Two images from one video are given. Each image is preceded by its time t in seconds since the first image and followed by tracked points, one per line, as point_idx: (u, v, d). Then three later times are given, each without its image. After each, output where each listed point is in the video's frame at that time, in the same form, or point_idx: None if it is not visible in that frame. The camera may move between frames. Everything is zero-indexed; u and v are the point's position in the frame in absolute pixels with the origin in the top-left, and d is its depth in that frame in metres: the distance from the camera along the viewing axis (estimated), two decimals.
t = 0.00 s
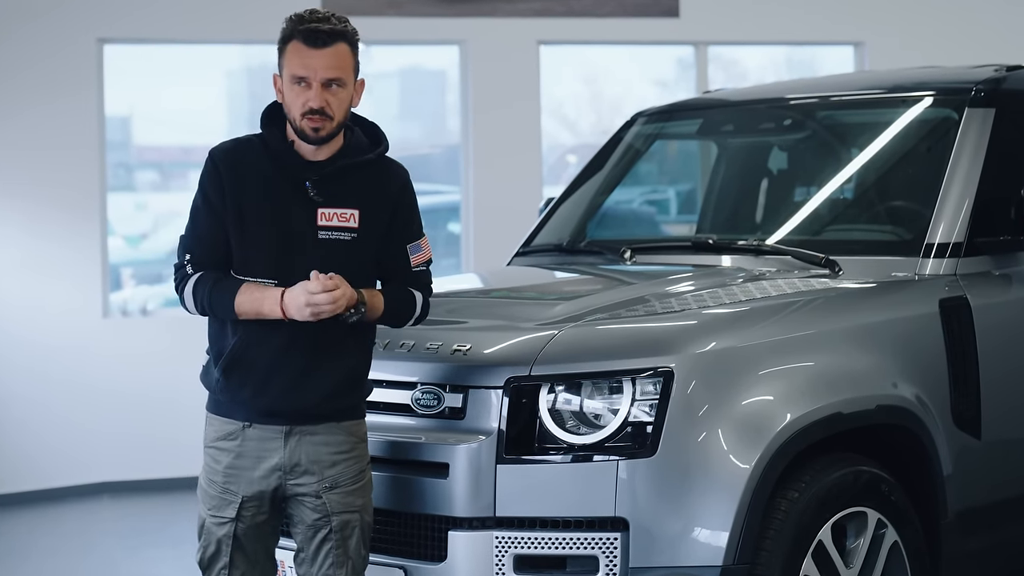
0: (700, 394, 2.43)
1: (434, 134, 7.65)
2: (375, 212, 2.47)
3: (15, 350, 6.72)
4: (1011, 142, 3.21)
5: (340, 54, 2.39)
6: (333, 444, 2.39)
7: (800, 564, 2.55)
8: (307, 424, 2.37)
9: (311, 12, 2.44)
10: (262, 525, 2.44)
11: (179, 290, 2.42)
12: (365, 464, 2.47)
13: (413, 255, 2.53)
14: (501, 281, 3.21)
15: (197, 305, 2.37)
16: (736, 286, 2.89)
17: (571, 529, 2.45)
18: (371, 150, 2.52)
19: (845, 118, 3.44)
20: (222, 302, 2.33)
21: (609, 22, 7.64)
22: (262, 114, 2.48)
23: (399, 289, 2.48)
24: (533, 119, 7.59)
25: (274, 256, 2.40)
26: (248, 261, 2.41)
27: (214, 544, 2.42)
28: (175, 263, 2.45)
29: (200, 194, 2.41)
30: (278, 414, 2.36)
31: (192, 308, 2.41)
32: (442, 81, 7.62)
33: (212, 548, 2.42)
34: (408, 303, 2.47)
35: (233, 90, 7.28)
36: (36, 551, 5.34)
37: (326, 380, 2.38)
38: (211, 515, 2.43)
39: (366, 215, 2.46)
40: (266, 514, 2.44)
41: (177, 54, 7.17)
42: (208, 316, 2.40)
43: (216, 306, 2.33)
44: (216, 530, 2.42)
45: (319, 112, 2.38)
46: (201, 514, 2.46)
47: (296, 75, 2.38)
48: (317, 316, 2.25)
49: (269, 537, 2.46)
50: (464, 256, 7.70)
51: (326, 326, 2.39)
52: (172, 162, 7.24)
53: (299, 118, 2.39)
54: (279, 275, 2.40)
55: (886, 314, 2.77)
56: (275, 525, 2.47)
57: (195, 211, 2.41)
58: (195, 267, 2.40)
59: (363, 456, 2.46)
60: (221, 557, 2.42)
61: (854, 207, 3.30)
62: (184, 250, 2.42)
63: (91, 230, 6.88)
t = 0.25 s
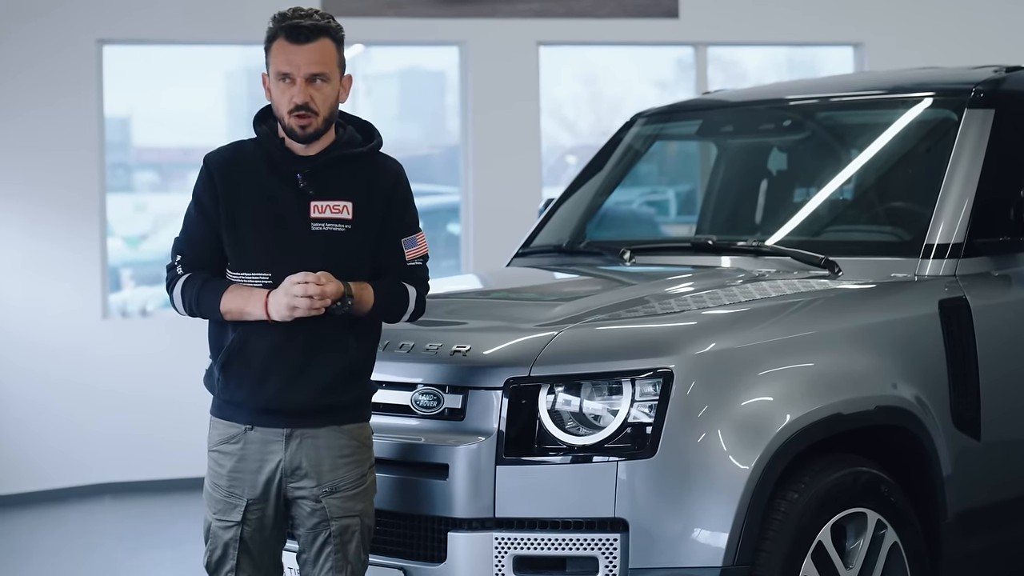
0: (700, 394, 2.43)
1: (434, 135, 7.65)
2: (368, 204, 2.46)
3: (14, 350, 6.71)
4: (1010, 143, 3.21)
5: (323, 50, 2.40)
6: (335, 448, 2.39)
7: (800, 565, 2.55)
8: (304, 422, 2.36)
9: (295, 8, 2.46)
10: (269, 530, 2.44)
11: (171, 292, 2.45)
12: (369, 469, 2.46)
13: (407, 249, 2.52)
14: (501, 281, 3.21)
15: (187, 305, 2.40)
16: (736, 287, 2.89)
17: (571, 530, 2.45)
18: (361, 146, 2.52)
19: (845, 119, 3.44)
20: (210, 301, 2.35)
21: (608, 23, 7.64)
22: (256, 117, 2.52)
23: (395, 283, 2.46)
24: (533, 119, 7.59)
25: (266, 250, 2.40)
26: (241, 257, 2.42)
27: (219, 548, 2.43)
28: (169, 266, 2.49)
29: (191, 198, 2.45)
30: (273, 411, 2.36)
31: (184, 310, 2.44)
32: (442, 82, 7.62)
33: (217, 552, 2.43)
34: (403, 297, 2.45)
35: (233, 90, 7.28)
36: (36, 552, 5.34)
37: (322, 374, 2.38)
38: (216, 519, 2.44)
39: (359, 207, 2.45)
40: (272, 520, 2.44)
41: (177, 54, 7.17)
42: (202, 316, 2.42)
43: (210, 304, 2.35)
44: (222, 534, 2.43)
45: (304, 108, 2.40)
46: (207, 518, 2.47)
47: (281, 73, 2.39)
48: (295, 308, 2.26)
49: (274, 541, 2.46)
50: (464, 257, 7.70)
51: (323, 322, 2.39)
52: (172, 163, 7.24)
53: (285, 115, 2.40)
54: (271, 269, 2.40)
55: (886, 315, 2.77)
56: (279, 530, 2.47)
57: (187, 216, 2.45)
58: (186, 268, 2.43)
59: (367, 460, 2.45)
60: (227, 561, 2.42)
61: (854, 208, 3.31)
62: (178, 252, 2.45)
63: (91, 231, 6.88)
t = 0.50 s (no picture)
0: (700, 395, 2.43)
1: (434, 135, 7.65)
2: (363, 201, 2.46)
3: (14, 351, 6.71)
4: (1010, 143, 3.20)
5: (316, 50, 2.41)
6: (332, 450, 2.39)
7: (800, 566, 2.54)
8: (302, 422, 2.36)
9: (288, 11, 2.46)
10: (267, 532, 2.44)
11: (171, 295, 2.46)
12: (367, 471, 2.46)
13: (403, 247, 2.52)
14: (501, 282, 3.21)
15: (186, 308, 2.42)
16: (736, 287, 2.89)
17: (571, 531, 2.45)
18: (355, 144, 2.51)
19: (845, 120, 3.44)
20: (206, 302, 2.37)
21: (608, 24, 7.64)
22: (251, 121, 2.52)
23: (390, 281, 2.46)
24: (532, 120, 7.59)
25: (262, 250, 2.40)
26: (238, 258, 2.42)
27: (217, 549, 2.43)
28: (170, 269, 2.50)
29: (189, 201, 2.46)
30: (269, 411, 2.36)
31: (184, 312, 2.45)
32: (442, 82, 7.62)
33: (215, 553, 2.43)
34: (399, 295, 2.45)
35: (233, 91, 7.28)
36: (36, 553, 5.34)
37: (318, 373, 2.37)
38: (214, 521, 2.44)
39: (353, 205, 2.45)
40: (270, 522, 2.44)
41: (177, 55, 7.17)
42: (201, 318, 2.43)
43: (207, 305, 2.36)
44: (220, 535, 2.43)
45: (299, 108, 2.40)
46: (205, 520, 2.47)
47: (275, 73, 2.40)
48: (284, 303, 2.26)
49: (272, 543, 2.46)
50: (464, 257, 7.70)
51: (319, 321, 2.38)
52: (172, 163, 7.24)
53: (279, 116, 2.41)
54: (268, 268, 2.40)
55: (886, 316, 2.77)
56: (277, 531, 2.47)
57: (186, 219, 2.46)
58: (184, 271, 2.44)
59: (364, 463, 2.45)
60: (224, 562, 2.42)
61: (854, 208, 3.30)
62: (177, 256, 2.46)
63: (90, 231, 6.88)
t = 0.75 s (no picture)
0: (700, 396, 2.42)
1: (434, 135, 7.64)
2: (360, 203, 2.45)
3: (14, 352, 6.70)
4: (1012, 144, 3.20)
5: (318, 49, 2.41)
6: (329, 450, 2.38)
7: (801, 567, 2.53)
8: (299, 423, 2.35)
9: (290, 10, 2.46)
10: (265, 532, 2.43)
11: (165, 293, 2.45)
12: (363, 470, 2.45)
13: (400, 249, 2.52)
14: (501, 283, 3.20)
15: (181, 307, 2.40)
16: (736, 288, 2.88)
17: (571, 532, 2.44)
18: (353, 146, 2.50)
19: (846, 120, 3.44)
20: (202, 301, 2.35)
21: (609, 24, 7.63)
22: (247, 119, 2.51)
23: (387, 283, 2.46)
24: (532, 120, 7.58)
25: (259, 250, 2.39)
26: (234, 258, 2.41)
27: (216, 550, 2.42)
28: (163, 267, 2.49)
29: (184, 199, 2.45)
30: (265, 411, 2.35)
31: (178, 312, 2.44)
32: (442, 82, 7.61)
33: (213, 555, 2.42)
34: (395, 297, 2.44)
35: (233, 91, 7.27)
36: (33, 554, 5.33)
37: (315, 375, 2.37)
38: (212, 522, 2.43)
39: (351, 207, 2.44)
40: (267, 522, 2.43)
41: (177, 55, 7.16)
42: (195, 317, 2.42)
43: (203, 305, 2.35)
44: (218, 536, 2.42)
45: (300, 105, 2.39)
46: (202, 521, 2.46)
47: (276, 70, 2.39)
48: (283, 304, 2.26)
49: (270, 542, 2.45)
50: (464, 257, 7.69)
51: (317, 322, 2.38)
52: (171, 164, 7.23)
53: (281, 113, 2.39)
54: (264, 268, 2.39)
55: (887, 317, 2.76)
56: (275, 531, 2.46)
57: (180, 216, 2.45)
58: (179, 270, 2.43)
59: (361, 462, 2.44)
60: (223, 563, 2.42)
61: (855, 208, 3.29)
62: (172, 254, 2.45)
63: (90, 231, 6.87)
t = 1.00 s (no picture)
0: (701, 397, 2.42)
1: (434, 136, 7.64)
2: (358, 203, 2.45)
3: (15, 352, 6.70)
4: (1012, 144, 3.19)
5: (319, 55, 2.41)
6: (334, 450, 2.38)
7: (801, 568, 2.53)
8: (302, 423, 2.35)
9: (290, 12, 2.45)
10: (269, 532, 2.42)
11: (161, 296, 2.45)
12: (367, 470, 2.45)
13: (396, 250, 2.52)
14: (501, 283, 3.20)
15: (178, 310, 2.40)
16: (736, 289, 2.87)
17: (571, 533, 2.44)
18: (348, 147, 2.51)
19: (846, 121, 3.44)
20: (200, 302, 2.35)
21: (609, 24, 7.63)
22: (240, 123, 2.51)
23: (385, 283, 2.46)
24: (533, 120, 7.58)
25: (258, 252, 2.39)
26: (232, 259, 2.40)
27: (220, 552, 2.41)
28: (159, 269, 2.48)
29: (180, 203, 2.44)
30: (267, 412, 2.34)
31: (175, 314, 2.44)
32: (442, 83, 7.61)
33: (217, 556, 2.41)
34: (393, 298, 2.45)
35: (233, 91, 7.27)
36: (34, 555, 5.33)
37: (317, 376, 2.36)
38: (215, 524, 2.42)
39: (348, 207, 2.44)
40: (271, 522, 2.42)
41: (177, 55, 7.16)
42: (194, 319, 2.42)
43: (204, 305, 2.34)
44: (222, 538, 2.41)
45: (300, 112, 2.40)
46: (204, 523, 2.44)
47: (278, 75, 2.38)
48: (289, 304, 2.26)
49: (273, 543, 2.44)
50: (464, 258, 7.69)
51: (320, 322, 2.38)
52: (170, 164, 7.23)
53: (280, 118, 2.40)
54: (263, 269, 2.39)
55: (887, 317, 2.76)
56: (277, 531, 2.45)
57: (176, 219, 2.44)
58: (175, 272, 2.43)
59: (364, 461, 2.45)
60: (227, 564, 2.41)
61: (855, 209, 3.28)
62: (168, 256, 2.44)
63: (90, 232, 6.87)
